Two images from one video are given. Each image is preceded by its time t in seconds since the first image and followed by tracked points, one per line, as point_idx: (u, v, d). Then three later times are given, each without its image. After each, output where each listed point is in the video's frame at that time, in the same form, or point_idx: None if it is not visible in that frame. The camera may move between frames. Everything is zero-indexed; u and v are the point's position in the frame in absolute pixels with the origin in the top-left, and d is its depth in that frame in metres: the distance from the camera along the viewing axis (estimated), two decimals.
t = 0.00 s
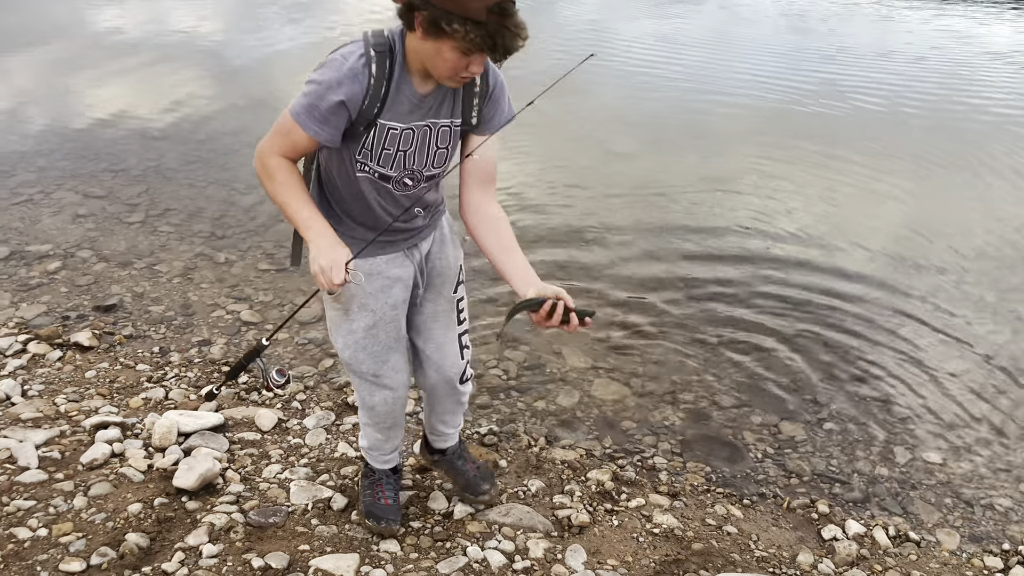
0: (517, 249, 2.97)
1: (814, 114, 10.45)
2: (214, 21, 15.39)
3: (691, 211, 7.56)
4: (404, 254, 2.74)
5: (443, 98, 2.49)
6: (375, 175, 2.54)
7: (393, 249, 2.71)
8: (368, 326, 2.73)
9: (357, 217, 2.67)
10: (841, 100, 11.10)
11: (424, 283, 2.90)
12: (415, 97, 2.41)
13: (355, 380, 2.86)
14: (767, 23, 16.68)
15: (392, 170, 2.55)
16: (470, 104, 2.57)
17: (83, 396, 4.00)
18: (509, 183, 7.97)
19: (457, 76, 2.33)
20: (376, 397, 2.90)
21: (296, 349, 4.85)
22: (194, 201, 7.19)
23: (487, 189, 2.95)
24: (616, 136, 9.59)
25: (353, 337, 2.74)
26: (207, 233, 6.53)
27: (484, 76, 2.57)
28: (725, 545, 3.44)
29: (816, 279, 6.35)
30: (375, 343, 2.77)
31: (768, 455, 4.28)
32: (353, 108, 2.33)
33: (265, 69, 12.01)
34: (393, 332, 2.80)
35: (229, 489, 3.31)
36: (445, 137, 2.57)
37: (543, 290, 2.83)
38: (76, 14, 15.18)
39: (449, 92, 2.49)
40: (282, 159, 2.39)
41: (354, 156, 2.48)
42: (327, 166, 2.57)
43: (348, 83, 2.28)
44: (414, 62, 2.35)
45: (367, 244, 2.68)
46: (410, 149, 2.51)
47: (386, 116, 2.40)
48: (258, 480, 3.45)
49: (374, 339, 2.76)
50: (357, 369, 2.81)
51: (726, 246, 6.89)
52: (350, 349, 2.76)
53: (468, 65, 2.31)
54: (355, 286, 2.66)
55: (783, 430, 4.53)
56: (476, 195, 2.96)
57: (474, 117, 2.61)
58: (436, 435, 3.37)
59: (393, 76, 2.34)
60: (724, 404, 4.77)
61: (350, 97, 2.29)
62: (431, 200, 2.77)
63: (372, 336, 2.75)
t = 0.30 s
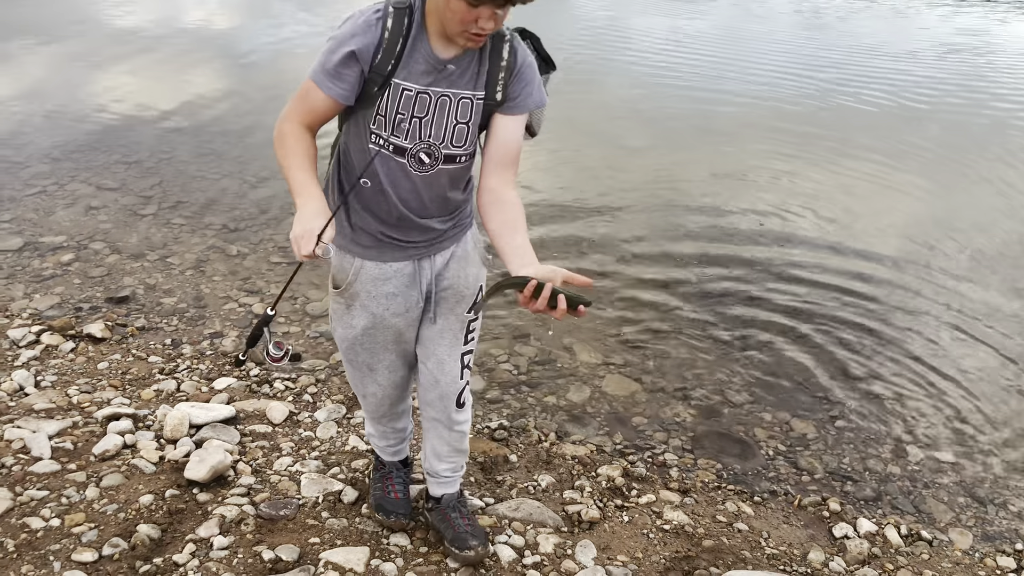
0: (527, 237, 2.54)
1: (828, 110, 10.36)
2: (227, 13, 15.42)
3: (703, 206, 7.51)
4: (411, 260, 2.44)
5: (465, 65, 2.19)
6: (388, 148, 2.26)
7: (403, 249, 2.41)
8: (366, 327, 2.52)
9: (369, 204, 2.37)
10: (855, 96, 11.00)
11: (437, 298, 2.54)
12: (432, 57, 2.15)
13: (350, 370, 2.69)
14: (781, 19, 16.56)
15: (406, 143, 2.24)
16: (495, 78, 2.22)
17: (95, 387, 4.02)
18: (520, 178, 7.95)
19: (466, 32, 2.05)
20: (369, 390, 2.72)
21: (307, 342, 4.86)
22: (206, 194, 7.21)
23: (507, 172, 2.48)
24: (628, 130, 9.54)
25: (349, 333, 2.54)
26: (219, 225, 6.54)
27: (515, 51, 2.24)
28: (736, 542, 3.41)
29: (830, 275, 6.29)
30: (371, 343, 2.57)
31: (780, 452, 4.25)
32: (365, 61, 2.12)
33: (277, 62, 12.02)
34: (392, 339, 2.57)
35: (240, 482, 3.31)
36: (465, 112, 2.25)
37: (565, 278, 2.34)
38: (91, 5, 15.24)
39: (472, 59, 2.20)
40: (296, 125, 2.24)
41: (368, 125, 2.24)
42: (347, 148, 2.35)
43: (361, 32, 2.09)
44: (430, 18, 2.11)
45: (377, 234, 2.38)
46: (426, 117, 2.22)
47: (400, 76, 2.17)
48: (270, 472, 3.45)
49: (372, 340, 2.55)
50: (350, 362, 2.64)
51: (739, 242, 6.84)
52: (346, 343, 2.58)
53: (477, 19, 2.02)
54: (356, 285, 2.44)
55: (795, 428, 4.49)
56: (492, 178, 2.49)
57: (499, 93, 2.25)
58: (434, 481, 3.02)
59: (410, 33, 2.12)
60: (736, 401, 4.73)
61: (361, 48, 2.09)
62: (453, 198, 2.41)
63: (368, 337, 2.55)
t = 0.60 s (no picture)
0: (538, 241, 2.23)
1: (840, 108, 10.29)
2: (237, 10, 15.44)
3: (713, 205, 7.48)
4: (432, 260, 2.34)
5: (497, 57, 2.15)
6: (415, 138, 2.22)
7: (425, 247, 2.33)
8: (372, 327, 2.34)
9: (395, 198, 2.32)
10: (867, 94, 10.93)
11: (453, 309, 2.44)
12: (463, 45, 2.13)
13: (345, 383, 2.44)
14: (792, 17, 16.47)
15: (433, 132, 2.20)
16: (528, 74, 2.15)
17: (106, 383, 4.03)
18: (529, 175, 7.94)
19: (495, 20, 2.04)
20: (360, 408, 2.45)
21: (317, 339, 4.86)
22: (216, 190, 7.23)
23: (534, 171, 2.24)
24: (638, 128, 9.51)
25: (354, 333, 2.36)
26: (229, 222, 6.56)
27: (552, 51, 2.17)
28: (745, 542, 3.40)
29: (841, 274, 6.25)
30: (375, 351, 2.35)
31: (789, 452, 4.22)
32: (395, 45, 2.16)
33: (287, 59, 12.03)
34: (399, 349, 2.37)
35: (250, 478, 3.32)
36: (494, 105, 2.18)
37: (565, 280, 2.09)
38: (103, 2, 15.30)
39: (506, 52, 2.16)
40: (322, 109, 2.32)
41: (399, 114, 2.23)
42: (377, 144, 2.34)
43: (394, 17, 2.14)
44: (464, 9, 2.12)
45: (400, 229, 2.32)
46: (454, 106, 2.17)
47: (431, 62, 2.16)
48: (279, 468, 3.46)
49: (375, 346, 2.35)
50: (348, 374, 2.39)
51: (749, 240, 6.80)
52: (348, 346, 2.36)
53: (504, 6, 2.01)
54: (374, 278, 2.35)
55: (805, 427, 4.46)
56: (513, 175, 2.24)
57: (532, 90, 2.16)
58: (444, 480, 3.00)
59: (443, 20, 2.13)
60: (746, 400, 4.71)
61: (390, 30, 2.13)
62: (479, 200, 2.33)
63: (374, 341, 2.35)
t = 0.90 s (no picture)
0: (535, 248, 2.14)
1: (846, 109, 10.25)
2: (243, 12, 15.48)
3: (719, 206, 7.45)
4: (434, 265, 2.30)
5: (506, 60, 2.12)
6: (422, 140, 2.20)
7: (428, 252, 2.29)
8: (366, 326, 2.31)
9: (400, 200, 2.30)
10: (874, 95, 10.89)
11: (453, 316, 2.40)
12: (471, 46, 2.11)
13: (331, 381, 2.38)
14: (798, 17, 16.43)
15: (440, 135, 2.17)
16: (538, 79, 2.10)
17: (112, 386, 4.03)
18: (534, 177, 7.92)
19: (499, 20, 2.02)
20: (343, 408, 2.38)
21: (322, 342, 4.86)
22: (223, 193, 7.25)
23: (539, 179, 2.16)
24: (644, 130, 9.49)
25: (343, 327, 2.32)
26: (235, 224, 6.57)
27: (564, 56, 2.13)
28: (752, 545, 3.37)
29: (848, 276, 6.22)
30: (361, 349, 2.32)
31: (797, 455, 4.20)
32: (404, 46, 2.15)
33: (293, 61, 12.07)
34: (387, 350, 2.34)
35: (256, 482, 3.31)
36: (502, 110, 2.14)
37: (557, 287, 1.97)
38: (110, 4, 15.36)
39: (516, 56, 2.13)
40: (334, 113, 2.32)
41: (407, 116, 2.21)
42: (387, 148, 2.33)
43: (404, 18, 2.14)
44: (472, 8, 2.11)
45: (403, 232, 2.28)
46: (460, 109, 2.14)
47: (438, 63, 2.14)
48: (285, 472, 3.45)
49: (368, 346, 2.32)
50: (333, 368, 2.36)
51: (756, 241, 6.77)
52: (336, 339, 2.33)
53: (508, 6, 2.00)
54: (373, 277, 2.30)
55: (813, 430, 4.44)
56: (519, 180, 2.17)
57: (541, 95, 2.11)
58: (449, 481, 2.99)
59: (453, 21, 2.11)
60: (753, 402, 4.68)
61: (398, 30, 2.13)
62: (485, 205, 2.28)
63: (362, 339, 2.31)
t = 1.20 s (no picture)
0: (536, 261, 2.09)
1: (849, 112, 10.25)
2: (247, 17, 15.54)
3: (723, 209, 7.45)
4: (435, 279, 2.29)
5: (503, 69, 2.09)
6: (420, 152, 2.18)
7: (429, 265, 2.28)
8: (371, 342, 2.30)
9: (399, 212, 2.28)
10: (876, 98, 10.88)
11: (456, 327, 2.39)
12: (467, 56, 2.09)
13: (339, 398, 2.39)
14: (800, 21, 16.45)
15: (437, 146, 2.16)
16: (536, 89, 2.07)
17: (117, 393, 4.03)
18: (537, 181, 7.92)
19: (494, 29, 1.99)
20: (351, 424, 2.39)
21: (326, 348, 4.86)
22: (226, 198, 7.26)
23: (541, 189, 2.13)
24: (646, 133, 9.50)
25: (348, 344, 2.32)
26: (238, 229, 6.58)
27: (562, 64, 2.09)
28: (758, 551, 3.36)
29: (853, 280, 6.20)
30: (368, 365, 2.32)
31: (802, 459, 4.18)
32: (399, 57, 2.16)
33: (296, 66, 12.10)
34: (393, 365, 2.33)
35: (260, 488, 3.30)
36: (499, 120, 2.11)
37: (553, 290, 1.94)
38: (114, 10, 15.42)
39: (512, 65, 2.10)
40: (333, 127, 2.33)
41: (405, 127, 2.21)
42: (386, 158, 2.32)
43: (399, 29, 2.15)
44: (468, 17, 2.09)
45: (404, 244, 2.27)
46: (457, 119, 2.12)
47: (434, 74, 2.13)
48: (289, 478, 3.45)
49: (374, 362, 2.31)
50: (341, 385, 2.36)
51: (759, 245, 6.76)
52: (342, 357, 2.33)
53: (503, 15, 1.96)
54: (375, 292, 2.29)
55: (818, 434, 4.42)
56: (520, 192, 2.13)
57: (539, 104, 2.08)
58: (453, 487, 2.98)
59: (448, 31, 2.11)
60: (758, 407, 4.67)
61: (392, 42, 2.14)
62: (486, 216, 2.27)
63: (369, 355, 2.31)
